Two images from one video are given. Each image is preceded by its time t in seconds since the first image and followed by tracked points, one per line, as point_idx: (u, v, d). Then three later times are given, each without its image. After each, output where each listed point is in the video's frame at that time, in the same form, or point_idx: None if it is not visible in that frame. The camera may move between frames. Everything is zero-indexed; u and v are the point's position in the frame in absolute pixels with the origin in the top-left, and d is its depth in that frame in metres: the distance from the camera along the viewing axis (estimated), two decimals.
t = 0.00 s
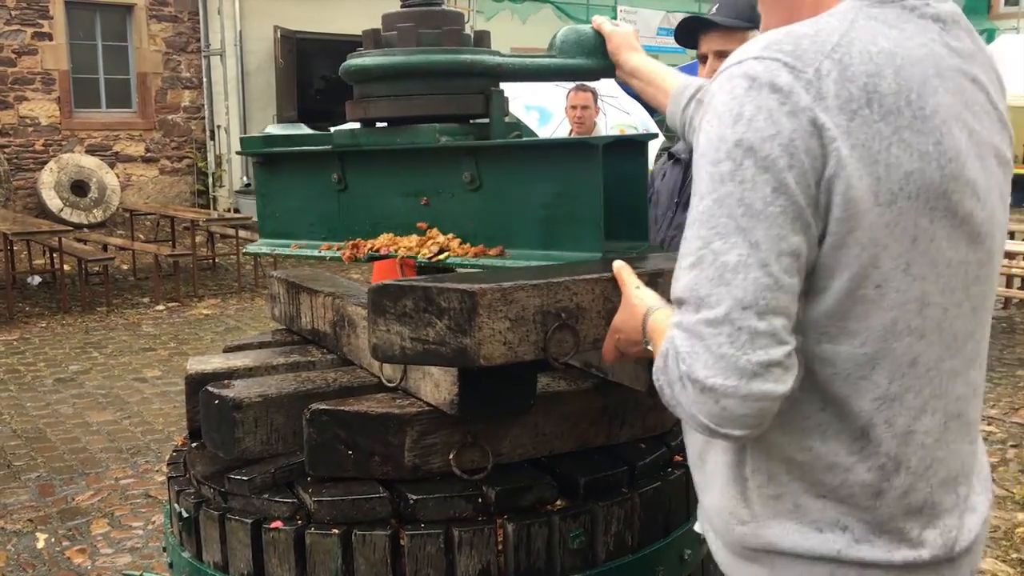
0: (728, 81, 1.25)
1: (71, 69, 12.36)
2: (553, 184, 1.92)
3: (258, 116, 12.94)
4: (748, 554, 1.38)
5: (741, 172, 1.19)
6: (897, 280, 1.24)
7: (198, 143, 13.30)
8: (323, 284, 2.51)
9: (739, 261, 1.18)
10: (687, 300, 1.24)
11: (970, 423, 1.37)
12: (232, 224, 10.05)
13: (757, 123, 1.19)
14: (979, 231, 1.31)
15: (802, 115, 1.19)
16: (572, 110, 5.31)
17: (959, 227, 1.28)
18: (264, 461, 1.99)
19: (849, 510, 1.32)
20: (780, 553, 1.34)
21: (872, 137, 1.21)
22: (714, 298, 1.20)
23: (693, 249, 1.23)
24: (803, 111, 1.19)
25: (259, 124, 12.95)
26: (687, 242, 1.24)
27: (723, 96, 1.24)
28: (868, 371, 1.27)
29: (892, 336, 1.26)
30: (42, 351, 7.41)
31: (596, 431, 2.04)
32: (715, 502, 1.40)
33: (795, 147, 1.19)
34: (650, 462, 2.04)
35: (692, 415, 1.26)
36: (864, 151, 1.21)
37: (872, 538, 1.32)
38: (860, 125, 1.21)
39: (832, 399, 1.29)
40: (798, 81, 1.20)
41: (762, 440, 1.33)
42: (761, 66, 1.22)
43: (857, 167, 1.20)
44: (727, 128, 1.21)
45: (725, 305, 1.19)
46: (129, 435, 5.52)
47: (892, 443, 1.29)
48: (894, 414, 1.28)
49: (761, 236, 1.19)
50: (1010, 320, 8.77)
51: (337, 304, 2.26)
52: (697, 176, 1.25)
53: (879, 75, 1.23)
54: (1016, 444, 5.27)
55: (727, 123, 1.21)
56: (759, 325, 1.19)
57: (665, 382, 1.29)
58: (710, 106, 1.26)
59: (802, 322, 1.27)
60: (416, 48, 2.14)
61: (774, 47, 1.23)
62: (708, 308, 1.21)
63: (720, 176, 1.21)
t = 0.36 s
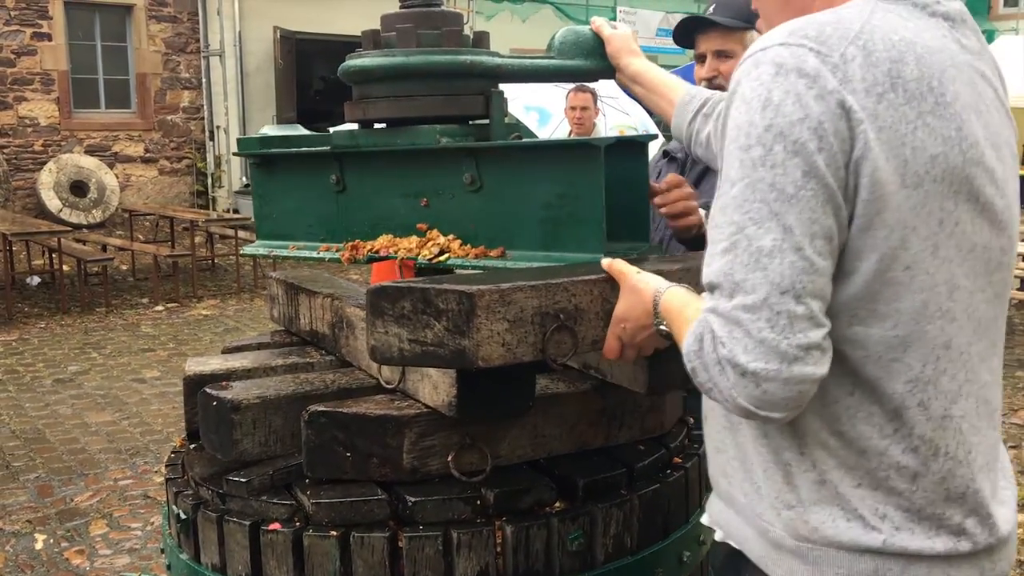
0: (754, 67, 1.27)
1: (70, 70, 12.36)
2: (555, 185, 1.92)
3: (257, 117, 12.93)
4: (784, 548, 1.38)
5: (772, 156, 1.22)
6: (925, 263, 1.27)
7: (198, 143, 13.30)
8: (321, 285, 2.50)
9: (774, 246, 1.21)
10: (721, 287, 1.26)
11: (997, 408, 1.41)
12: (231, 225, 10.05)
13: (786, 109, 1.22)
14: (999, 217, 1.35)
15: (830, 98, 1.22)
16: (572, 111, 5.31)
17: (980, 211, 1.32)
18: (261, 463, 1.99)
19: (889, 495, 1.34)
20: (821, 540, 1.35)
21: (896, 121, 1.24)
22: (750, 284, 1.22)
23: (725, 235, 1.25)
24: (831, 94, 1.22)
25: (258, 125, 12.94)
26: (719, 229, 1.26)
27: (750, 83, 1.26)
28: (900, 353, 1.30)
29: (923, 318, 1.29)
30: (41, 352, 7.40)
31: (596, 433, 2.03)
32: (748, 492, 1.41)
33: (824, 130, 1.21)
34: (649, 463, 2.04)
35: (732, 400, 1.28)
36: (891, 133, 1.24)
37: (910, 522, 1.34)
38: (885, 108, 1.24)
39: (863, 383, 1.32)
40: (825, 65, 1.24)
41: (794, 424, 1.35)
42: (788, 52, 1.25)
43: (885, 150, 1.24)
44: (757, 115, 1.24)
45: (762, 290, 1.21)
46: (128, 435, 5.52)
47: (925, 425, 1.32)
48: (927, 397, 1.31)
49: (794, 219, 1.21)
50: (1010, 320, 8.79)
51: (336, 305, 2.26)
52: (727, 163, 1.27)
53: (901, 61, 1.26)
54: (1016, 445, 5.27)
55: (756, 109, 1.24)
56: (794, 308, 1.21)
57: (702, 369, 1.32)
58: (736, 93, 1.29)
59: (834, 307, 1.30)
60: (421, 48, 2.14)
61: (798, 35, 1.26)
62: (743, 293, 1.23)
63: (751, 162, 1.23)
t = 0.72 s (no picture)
0: (763, 62, 1.27)
1: (69, 69, 12.34)
2: (561, 183, 1.92)
3: (255, 116, 12.82)
4: (809, 547, 1.38)
5: (787, 148, 1.21)
6: (938, 251, 1.28)
7: (197, 143, 13.29)
8: (320, 284, 2.49)
9: (790, 238, 1.21)
10: (735, 280, 1.25)
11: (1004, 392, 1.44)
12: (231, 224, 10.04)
13: (800, 101, 1.22)
14: (1004, 206, 1.38)
15: (843, 90, 1.22)
16: (572, 110, 5.30)
17: (988, 201, 1.34)
18: (261, 462, 1.99)
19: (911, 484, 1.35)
20: (849, 536, 1.35)
21: (906, 113, 1.25)
22: (767, 276, 1.22)
23: (739, 228, 1.25)
24: (844, 87, 1.23)
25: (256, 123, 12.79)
26: (731, 222, 1.26)
27: (760, 78, 1.26)
28: (915, 344, 1.31)
29: (937, 308, 1.30)
30: (40, 352, 7.39)
31: (595, 433, 2.03)
32: (768, 492, 1.41)
33: (838, 122, 1.21)
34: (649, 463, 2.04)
35: (748, 393, 1.28)
36: (902, 125, 1.25)
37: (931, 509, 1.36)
38: (896, 99, 1.25)
39: (878, 375, 1.33)
40: (836, 58, 1.24)
41: (812, 418, 1.35)
42: (798, 46, 1.25)
43: (896, 142, 1.25)
44: (769, 109, 1.23)
45: (779, 282, 1.21)
46: (127, 435, 5.51)
47: (943, 415, 1.33)
48: (943, 386, 1.33)
49: (810, 211, 1.21)
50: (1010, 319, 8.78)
51: (335, 305, 2.25)
52: (738, 157, 1.27)
53: (908, 54, 1.28)
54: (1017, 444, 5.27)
55: (768, 103, 1.24)
56: (812, 299, 1.21)
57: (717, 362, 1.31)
58: (746, 87, 1.29)
59: (848, 302, 1.30)
60: (424, 48, 2.13)
61: (807, 29, 1.26)
62: (760, 285, 1.22)
63: (764, 155, 1.23)
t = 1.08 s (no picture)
0: (778, 61, 1.33)
1: (68, 69, 12.34)
2: (563, 182, 1.92)
3: (255, 116, 12.83)
4: (851, 531, 1.45)
5: (817, 136, 1.27)
6: (946, 225, 1.40)
7: (196, 143, 13.28)
8: (320, 284, 2.49)
9: (829, 217, 1.26)
10: (773, 263, 1.29)
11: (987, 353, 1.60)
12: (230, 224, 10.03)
13: (824, 93, 1.28)
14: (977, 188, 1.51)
15: (861, 84, 1.30)
16: (572, 110, 5.28)
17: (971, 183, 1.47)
18: (260, 463, 1.98)
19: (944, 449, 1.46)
20: (894, 517, 1.44)
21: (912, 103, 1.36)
22: (810, 255, 1.26)
23: (771, 216, 1.29)
24: (862, 82, 1.30)
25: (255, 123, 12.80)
26: (764, 210, 1.30)
27: (778, 75, 1.32)
28: (925, 311, 1.44)
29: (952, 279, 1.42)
30: (39, 352, 7.38)
31: (595, 433, 2.03)
32: (801, 483, 1.46)
33: (864, 112, 1.29)
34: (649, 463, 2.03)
35: (795, 371, 1.32)
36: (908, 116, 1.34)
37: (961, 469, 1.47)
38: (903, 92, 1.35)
39: (901, 346, 1.43)
40: (849, 55, 1.31)
41: (847, 402, 1.42)
42: (811, 44, 1.32)
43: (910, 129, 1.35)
44: (793, 101, 1.29)
45: (822, 259, 1.26)
46: (127, 435, 5.51)
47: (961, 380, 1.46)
48: (955, 349, 1.46)
49: (845, 192, 1.26)
50: (1009, 319, 8.78)
51: (335, 304, 2.25)
52: (763, 149, 1.31)
53: (900, 51, 1.38)
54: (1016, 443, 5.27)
55: (792, 96, 1.29)
56: (857, 273, 1.27)
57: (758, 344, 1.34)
58: (761, 86, 1.34)
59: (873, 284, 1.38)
60: (416, 46, 2.13)
61: (816, 33, 1.34)
62: (800, 264, 1.27)
63: (795, 144, 1.28)
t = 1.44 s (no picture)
0: (790, 60, 1.34)
1: (67, 71, 12.34)
2: (560, 185, 1.91)
3: (254, 118, 12.83)
4: (856, 535, 1.45)
5: (823, 140, 1.28)
6: (954, 225, 1.42)
7: (195, 144, 13.28)
8: (319, 287, 2.48)
9: (832, 222, 1.26)
10: (774, 266, 1.30)
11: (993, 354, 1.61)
12: (229, 226, 10.03)
13: (833, 97, 1.29)
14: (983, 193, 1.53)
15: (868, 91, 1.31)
16: (571, 111, 5.28)
17: (976, 188, 1.48)
18: (261, 466, 1.99)
19: (957, 446, 1.45)
20: (901, 519, 1.44)
21: (924, 104, 1.37)
22: (813, 257, 1.27)
23: (776, 215, 1.30)
24: (871, 88, 1.32)
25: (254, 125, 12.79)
26: (769, 211, 1.30)
27: (788, 76, 1.32)
28: (932, 312, 1.45)
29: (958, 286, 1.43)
30: (38, 354, 7.38)
31: (595, 435, 2.03)
32: (800, 484, 1.47)
33: (873, 116, 1.30)
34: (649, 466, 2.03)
35: (791, 373, 1.32)
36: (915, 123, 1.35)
37: (971, 468, 1.47)
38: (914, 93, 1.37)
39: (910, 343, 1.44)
40: (859, 61, 1.33)
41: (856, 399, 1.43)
42: (822, 47, 1.33)
43: (920, 133, 1.36)
44: (803, 104, 1.30)
45: (823, 264, 1.26)
46: (126, 438, 5.51)
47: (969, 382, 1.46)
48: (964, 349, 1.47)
49: (850, 196, 1.27)
50: (1008, 320, 8.78)
51: (335, 308, 2.25)
52: (769, 150, 1.32)
53: (910, 56, 1.40)
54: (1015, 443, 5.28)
55: (802, 97, 1.30)
56: (857, 281, 1.28)
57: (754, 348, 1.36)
58: (770, 85, 1.34)
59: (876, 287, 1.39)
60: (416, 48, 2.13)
61: (826, 33, 1.35)
62: (800, 268, 1.27)
63: (801, 146, 1.28)
